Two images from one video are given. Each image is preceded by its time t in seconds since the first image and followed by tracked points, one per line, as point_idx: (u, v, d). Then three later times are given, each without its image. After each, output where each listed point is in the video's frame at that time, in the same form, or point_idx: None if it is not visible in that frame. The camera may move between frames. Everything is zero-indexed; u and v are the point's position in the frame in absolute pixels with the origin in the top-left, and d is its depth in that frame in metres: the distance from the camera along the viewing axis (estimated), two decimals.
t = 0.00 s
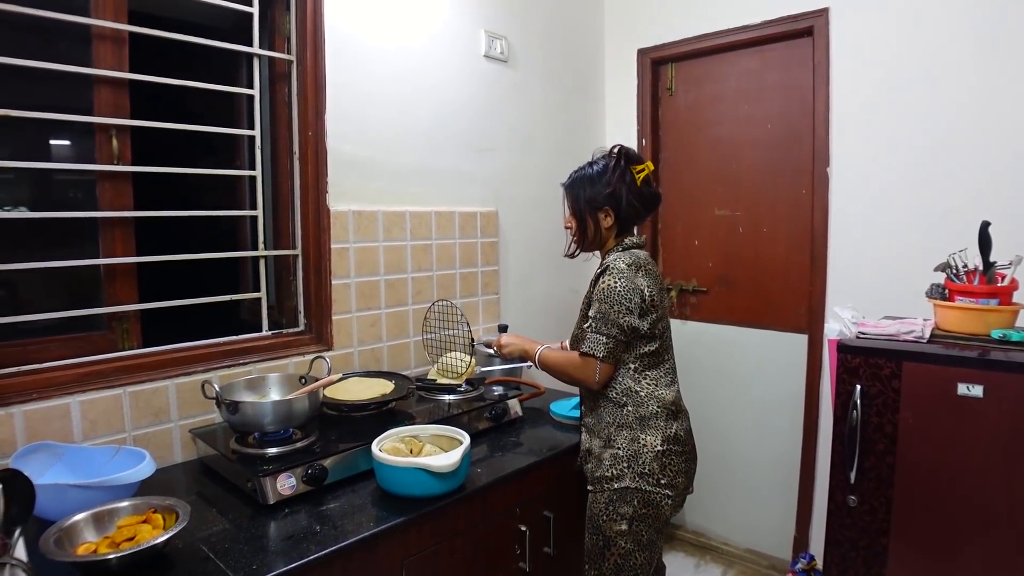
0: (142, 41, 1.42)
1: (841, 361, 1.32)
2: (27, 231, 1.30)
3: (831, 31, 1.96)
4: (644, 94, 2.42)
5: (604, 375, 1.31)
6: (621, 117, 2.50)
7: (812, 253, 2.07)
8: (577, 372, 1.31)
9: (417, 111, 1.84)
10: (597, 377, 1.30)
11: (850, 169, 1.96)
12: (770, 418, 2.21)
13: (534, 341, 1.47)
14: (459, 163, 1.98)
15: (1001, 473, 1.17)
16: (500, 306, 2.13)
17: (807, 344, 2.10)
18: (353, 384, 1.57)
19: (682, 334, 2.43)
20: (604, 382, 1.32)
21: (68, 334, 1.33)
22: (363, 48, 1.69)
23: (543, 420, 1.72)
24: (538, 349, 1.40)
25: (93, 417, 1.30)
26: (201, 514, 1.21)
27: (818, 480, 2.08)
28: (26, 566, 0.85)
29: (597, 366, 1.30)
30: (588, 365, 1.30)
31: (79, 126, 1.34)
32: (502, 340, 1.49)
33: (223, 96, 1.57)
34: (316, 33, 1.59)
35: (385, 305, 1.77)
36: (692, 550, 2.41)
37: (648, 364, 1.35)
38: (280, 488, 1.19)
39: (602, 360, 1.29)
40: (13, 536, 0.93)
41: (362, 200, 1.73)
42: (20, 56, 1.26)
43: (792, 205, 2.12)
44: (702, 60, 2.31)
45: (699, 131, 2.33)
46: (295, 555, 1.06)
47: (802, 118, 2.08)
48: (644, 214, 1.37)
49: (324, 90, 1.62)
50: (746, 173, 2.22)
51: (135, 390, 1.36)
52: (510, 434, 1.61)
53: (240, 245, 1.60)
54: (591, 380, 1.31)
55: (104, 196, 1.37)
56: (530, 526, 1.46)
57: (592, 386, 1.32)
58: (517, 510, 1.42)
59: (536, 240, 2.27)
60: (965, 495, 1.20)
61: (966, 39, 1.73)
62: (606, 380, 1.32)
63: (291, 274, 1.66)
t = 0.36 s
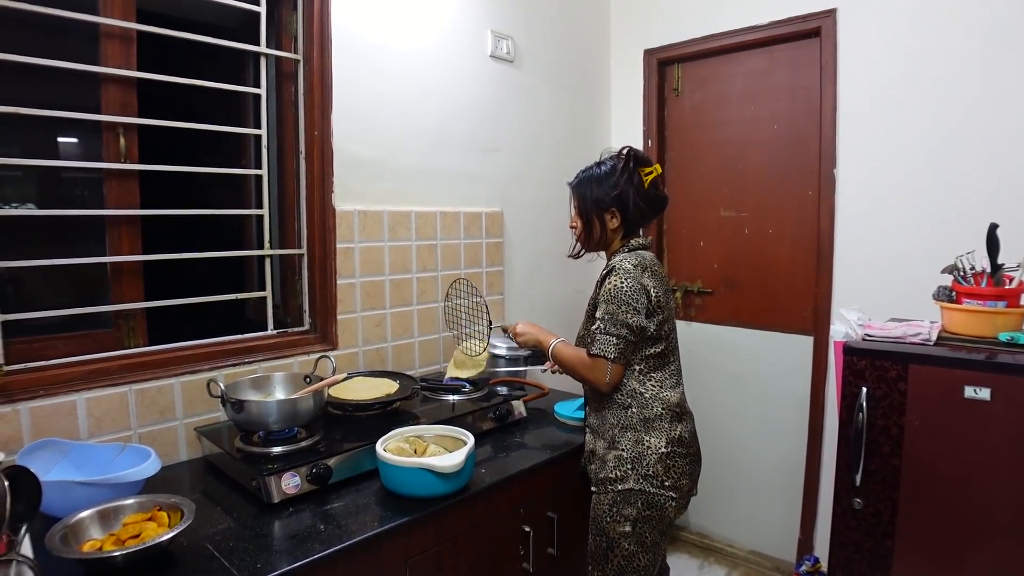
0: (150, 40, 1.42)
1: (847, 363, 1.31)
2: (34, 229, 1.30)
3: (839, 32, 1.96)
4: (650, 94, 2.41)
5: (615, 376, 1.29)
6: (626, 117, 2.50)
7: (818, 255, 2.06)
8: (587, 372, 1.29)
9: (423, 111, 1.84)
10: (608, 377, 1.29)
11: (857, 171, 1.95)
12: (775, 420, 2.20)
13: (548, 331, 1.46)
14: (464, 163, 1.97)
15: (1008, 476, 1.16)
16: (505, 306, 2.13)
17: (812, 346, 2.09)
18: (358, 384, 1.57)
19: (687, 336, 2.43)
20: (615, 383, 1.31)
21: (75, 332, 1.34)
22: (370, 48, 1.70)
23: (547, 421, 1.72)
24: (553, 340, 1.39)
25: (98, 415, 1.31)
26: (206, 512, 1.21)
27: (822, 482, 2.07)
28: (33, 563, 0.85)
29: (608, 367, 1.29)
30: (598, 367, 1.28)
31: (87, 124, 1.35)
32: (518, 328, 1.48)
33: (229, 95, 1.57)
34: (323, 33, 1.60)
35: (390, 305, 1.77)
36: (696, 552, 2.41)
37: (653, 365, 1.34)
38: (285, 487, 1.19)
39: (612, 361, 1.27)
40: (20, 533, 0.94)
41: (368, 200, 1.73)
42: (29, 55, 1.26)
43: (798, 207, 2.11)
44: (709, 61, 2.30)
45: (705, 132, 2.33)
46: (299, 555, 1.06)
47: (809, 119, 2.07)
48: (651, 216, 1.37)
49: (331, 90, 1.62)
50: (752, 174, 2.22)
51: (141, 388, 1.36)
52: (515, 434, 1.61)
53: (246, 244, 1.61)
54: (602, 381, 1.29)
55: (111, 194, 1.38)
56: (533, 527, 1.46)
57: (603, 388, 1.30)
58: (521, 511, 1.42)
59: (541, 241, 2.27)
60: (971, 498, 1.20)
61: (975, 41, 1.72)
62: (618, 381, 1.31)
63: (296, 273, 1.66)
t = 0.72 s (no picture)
0: (154, 41, 1.42)
1: (853, 362, 1.31)
2: (39, 230, 1.30)
3: (843, 30, 1.95)
4: (653, 93, 2.41)
5: (630, 378, 1.29)
6: (630, 117, 2.49)
7: (823, 254, 2.06)
8: (602, 375, 1.28)
9: (426, 111, 1.84)
10: (625, 379, 1.28)
11: (861, 170, 1.95)
12: (779, 420, 2.19)
13: (550, 342, 1.46)
14: (467, 162, 1.97)
15: (1016, 477, 1.15)
16: (508, 306, 2.12)
17: (817, 345, 2.09)
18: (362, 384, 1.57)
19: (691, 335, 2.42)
20: (630, 385, 1.30)
21: (79, 332, 1.34)
22: (373, 48, 1.69)
23: (552, 420, 1.72)
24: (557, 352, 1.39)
25: (103, 415, 1.31)
26: (210, 512, 1.21)
27: (827, 482, 2.07)
28: (37, 563, 0.84)
29: (624, 368, 1.28)
30: (613, 368, 1.27)
31: (91, 125, 1.35)
32: (519, 345, 1.48)
33: (233, 95, 1.57)
34: (327, 33, 1.60)
35: (394, 305, 1.77)
36: (700, 552, 2.40)
37: (660, 365, 1.34)
38: (289, 487, 1.19)
39: (627, 362, 1.26)
40: (24, 533, 0.93)
41: (372, 200, 1.73)
42: (33, 56, 1.26)
43: (803, 206, 2.10)
44: (712, 60, 2.30)
45: (708, 131, 2.33)
46: (304, 555, 1.05)
47: (814, 119, 2.06)
48: (656, 214, 1.36)
49: (334, 89, 1.62)
50: (756, 173, 2.21)
51: (145, 388, 1.36)
52: (519, 434, 1.61)
53: (249, 244, 1.61)
54: (618, 382, 1.28)
55: (115, 195, 1.38)
56: (538, 527, 1.46)
57: (618, 390, 1.29)
58: (526, 511, 1.41)
59: (545, 240, 2.26)
60: (978, 498, 1.19)
61: (980, 39, 1.72)
62: (632, 383, 1.30)
63: (299, 273, 1.66)
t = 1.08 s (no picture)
0: (157, 40, 1.43)
1: (856, 361, 1.30)
2: (43, 229, 1.31)
3: (847, 28, 1.94)
4: (656, 92, 2.40)
5: (633, 378, 1.29)
6: (633, 115, 2.49)
7: (826, 253, 2.05)
8: (605, 376, 1.28)
9: (429, 110, 1.84)
10: (627, 379, 1.28)
11: (865, 168, 1.94)
12: (783, 419, 2.19)
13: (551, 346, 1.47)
14: (470, 162, 1.97)
15: (1021, 475, 1.15)
16: (511, 305, 2.12)
17: (821, 344, 2.08)
18: (365, 383, 1.57)
19: (694, 334, 2.42)
20: (634, 384, 1.30)
21: (83, 331, 1.35)
22: (375, 47, 1.69)
23: (554, 420, 1.72)
24: (558, 355, 1.40)
25: (107, 414, 1.31)
26: (214, 511, 1.21)
27: (831, 481, 2.06)
28: (42, 561, 0.85)
29: (627, 368, 1.28)
30: (616, 369, 1.27)
31: (94, 124, 1.35)
32: (517, 348, 1.49)
33: (236, 95, 1.58)
34: (330, 31, 1.60)
35: (397, 304, 1.77)
36: (703, 551, 2.40)
37: (662, 364, 1.34)
38: (292, 486, 1.19)
39: (630, 362, 1.27)
40: (29, 532, 0.94)
41: (375, 199, 1.73)
42: (36, 55, 1.27)
43: (807, 205, 2.10)
44: (715, 58, 2.30)
45: (711, 130, 2.32)
46: (308, 553, 1.06)
47: (817, 117, 2.06)
48: (657, 212, 1.36)
49: (337, 88, 1.62)
50: (760, 172, 2.20)
51: (149, 388, 1.36)
52: (522, 433, 1.61)
53: (253, 243, 1.61)
54: (620, 382, 1.28)
55: (118, 194, 1.38)
56: (541, 526, 1.46)
57: (621, 390, 1.29)
58: (529, 510, 1.41)
59: (548, 239, 2.26)
60: (983, 497, 1.19)
61: (983, 37, 1.71)
62: (635, 382, 1.30)
63: (302, 273, 1.66)
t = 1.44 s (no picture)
0: (155, 39, 1.43)
1: (852, 362, 1.31)
2: (41, 227, 1.30)
3: (845, 30, 1.95)
4: (654, 93, 2.41)
5: (626, 380, 1.29)
6: (631, 116, 2.49)
7: (823, 255, 2.06)
8: (599, 378, 1.29)
9: (428, 110, 1.84)
10: (621, 381, 1.29)
11: (863, 169, 1.94)
12: (780, 420, 2.19)
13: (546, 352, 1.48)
14: (469, 162, 1.97)
15: (1016, 477, 1.15)
16: (509, 305, 2.13)
17: (818, 345, 2.09)
18: (363, 382, 1.57)
19: (691, 335, 2.43)
20: (626, 387, 1.31)
21: (81, 330, 1.35)
22: (373, 46, 1.69)
23: (552, 420, 1.72)
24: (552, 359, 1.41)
25: (104, 413, 1.31)
26: (211, 511, 1.22)
27: (827, 482, 2.07)
28: (39, 561, 0.84)
29: (621, 370, 1.29)
30: (609, 371, 1.29)
31: (92, 123, 1.35)
32: (512, 354, 1.50)
33: (234, 94, 1.58)
34: (327, 30, 1.60)
35: (394, 304, 1.77)
36: (700, 552, 2.40)
37: (658, 365, 1.34)
38: (289, 486, 1.20)
39: (624, 363, 1.27)
40: (26, 531, 0.94)
41: (372, 199, 1.73)
42: (34, 54, 1.26)
43: (804, 206, 2.10)
44: (713, 60, 2.30)
45: (709, 131, 2.32)
46: (304, 553, 1.06)
47: (815, 119, 2.06)
48: (658, 213, 1.37)
49: (335, 87, 1.62)
50: (758, 173, 2.21)
51: (146, 387, 1.36)
52: (519, 433, 1.61)
53: (251, 243, 1.61)
54: (614, 385, 1.29)
55: (116, 193, 1.38)
56: (538, 526, 1.46)
57: (616, 391, 1.30)
58: (526, 510, 1.42)
59: (545, 239, 2.26)
60: (978, 498, 1.19)
61: (980, 40, 1.72)
62: (630, 384, 1.31)
63: (300, 272, 1.66)
